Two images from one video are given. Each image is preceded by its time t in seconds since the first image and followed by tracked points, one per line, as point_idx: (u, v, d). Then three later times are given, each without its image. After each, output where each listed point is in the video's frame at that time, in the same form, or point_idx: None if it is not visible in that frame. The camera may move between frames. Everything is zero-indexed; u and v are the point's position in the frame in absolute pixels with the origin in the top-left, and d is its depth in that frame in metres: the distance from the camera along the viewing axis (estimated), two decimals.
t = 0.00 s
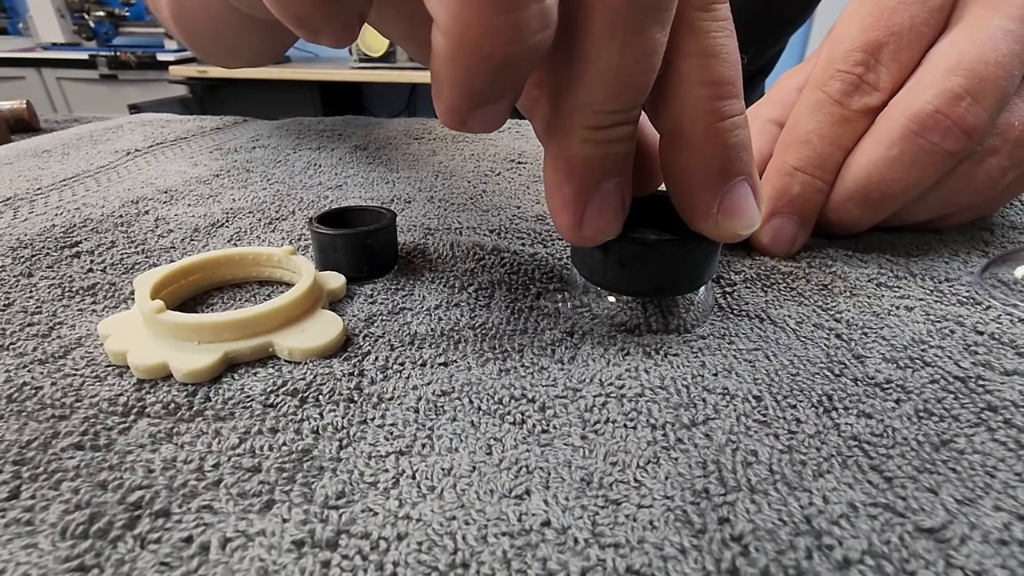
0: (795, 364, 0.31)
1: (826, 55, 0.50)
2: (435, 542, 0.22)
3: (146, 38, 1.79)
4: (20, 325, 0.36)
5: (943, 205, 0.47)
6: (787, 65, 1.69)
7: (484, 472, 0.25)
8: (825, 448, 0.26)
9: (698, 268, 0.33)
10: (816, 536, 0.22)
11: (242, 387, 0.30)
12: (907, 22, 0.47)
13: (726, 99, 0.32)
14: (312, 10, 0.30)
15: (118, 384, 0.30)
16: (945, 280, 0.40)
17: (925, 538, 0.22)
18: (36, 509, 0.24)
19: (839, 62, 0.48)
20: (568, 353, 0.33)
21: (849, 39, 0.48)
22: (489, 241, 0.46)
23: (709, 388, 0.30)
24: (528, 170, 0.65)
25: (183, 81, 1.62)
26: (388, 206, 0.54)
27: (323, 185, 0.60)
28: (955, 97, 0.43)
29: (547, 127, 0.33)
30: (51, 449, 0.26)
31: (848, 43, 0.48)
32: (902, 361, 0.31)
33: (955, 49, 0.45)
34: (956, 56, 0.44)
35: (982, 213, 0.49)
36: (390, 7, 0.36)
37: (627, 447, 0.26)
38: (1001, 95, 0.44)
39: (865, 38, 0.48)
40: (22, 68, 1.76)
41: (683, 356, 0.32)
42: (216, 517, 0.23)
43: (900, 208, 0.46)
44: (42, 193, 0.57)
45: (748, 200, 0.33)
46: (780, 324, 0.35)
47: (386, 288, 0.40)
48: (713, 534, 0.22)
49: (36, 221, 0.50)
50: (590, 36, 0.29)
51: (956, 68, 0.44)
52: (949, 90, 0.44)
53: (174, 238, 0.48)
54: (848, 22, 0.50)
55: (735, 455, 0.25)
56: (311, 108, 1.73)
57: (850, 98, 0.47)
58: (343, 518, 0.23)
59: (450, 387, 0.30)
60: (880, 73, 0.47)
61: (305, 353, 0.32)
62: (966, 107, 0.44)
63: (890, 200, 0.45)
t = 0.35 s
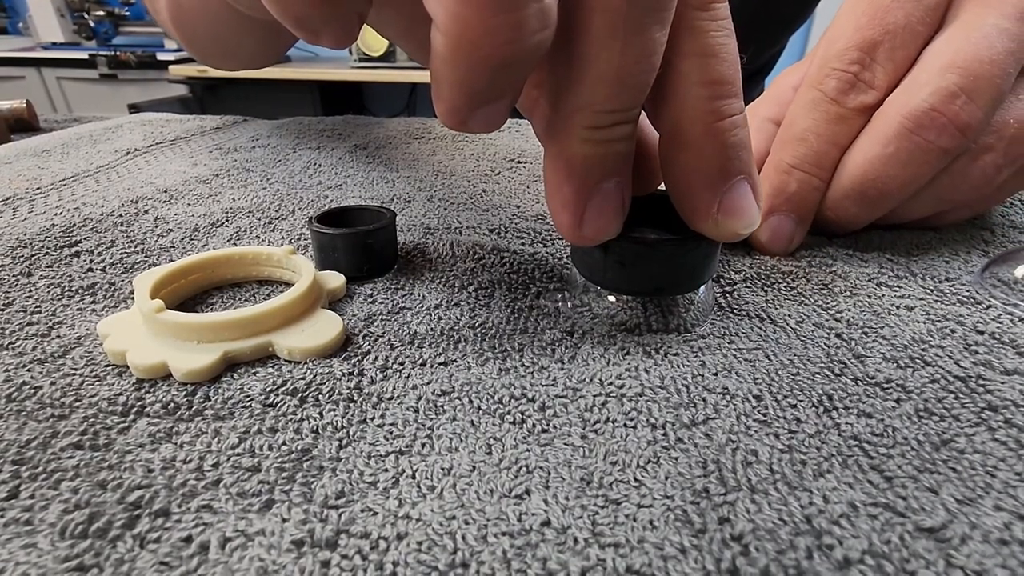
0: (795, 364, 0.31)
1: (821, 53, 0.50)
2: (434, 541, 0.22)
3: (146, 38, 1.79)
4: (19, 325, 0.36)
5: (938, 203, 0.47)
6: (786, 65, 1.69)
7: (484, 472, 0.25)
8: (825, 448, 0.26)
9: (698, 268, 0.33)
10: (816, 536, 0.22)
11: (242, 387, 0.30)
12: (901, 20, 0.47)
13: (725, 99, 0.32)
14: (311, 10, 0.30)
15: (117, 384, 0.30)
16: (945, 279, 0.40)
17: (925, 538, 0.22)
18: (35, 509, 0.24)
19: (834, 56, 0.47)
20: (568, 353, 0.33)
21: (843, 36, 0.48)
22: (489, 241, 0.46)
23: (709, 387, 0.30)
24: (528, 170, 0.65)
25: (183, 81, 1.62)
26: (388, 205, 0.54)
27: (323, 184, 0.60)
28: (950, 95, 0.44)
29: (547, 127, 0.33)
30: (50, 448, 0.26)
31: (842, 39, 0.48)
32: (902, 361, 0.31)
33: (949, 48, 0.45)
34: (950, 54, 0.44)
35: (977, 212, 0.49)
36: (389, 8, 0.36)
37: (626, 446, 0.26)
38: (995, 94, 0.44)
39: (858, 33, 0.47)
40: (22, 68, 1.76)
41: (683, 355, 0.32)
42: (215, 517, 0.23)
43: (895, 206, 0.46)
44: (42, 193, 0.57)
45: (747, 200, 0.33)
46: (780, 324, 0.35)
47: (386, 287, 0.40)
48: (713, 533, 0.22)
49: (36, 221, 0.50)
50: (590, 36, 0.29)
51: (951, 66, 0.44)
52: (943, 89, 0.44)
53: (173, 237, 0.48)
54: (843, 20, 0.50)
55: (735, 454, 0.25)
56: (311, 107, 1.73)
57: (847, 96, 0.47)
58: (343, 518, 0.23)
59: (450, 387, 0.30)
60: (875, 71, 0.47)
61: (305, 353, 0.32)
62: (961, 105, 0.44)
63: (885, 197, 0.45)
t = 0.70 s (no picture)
0: (796, 364, 0.31)
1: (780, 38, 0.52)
2: (435, 542, 0.22)
3: (147, 38, 1.79)
4: (18, 324, 0.36)
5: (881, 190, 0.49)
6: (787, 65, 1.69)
7: (484, 472, 0.25)
8: (825, 448, 0.26)
9: (698, 268, 0.33)
10: (816, 536, 0.22)
11: (241, 387, 0.30)
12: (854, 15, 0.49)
13: (726, 98, 0.32)
14: (312, 7, 0.30)
15: (117, 384, 0.30)
16: (947, 279, 0.40)
17: (926, 539, 0.22)
18: (34, 509, 0.23)
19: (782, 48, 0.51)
20: (568, 353, 0.33)
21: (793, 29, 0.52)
22: (489, 240, 0.46)
23: (710, 387, 0.30)
24: (528, 169, 0.65)
25: (183, 81, 1.62)
26: (388, 205, 0.54)
27: (323, 184, 0.60)
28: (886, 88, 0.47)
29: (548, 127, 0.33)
30: (49, 448, 0.26)
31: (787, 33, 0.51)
32: (903, 361, 0.31)
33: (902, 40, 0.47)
34: (888, 50, 0.47)
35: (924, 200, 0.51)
36: (390, 8, 0.36)
37: (627, 446, 0.26)
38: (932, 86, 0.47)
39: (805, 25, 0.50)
40: (22, 68, 1.76)
41: (683, 355, 0.32)
42: (215, 517, 0.23)
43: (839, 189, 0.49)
44: (41, 192, 0.57)
45: (747, 199, 0.33)
46: (780, 323, 0.35)
47: (386, 287, 0.40)
48: (714, 533, 0.22)
49: (35, 221, 0.50)
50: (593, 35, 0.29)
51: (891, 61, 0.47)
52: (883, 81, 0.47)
53: (173, 237, 0.48)
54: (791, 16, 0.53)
55: (735, 454, 0.25)
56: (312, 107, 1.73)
57: (799, 82, 0.50)
58: (343, 518, 0.23)
59: (450, 387, 0.30)
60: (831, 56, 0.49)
61: (304, 353, 0.32)
62: (895, 98, 0.47)
63: (827, 181, 0.49)
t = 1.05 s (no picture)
0: (795, 363, 0.31)
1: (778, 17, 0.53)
2: (435, 541, 0.22)
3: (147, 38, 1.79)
4: (19, 323, 0.36)
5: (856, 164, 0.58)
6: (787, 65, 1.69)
7: (484, 471, 0.25)
8: (825, 448, 0.26)
9: (699, 267, 0.33)
10: (816, 535, 0.22)
11: (242, 386, 0.30)
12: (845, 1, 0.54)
13: (736, 100, 0.32)
14: None
15: (117, 383, 0.30)
16: (947, 279, 0.40)
17: (926, 538, 0.22)
18: (34, 508, 0.23)
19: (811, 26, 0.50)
20: (568, 352, 0.33)
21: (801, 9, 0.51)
22: (489, 240, 0.46)
23: (710, 387, 0.30)
24: (528, 169, 0.64)
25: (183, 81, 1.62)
26: (388, 204, 0.54)
27: (323, 183, 0.60)
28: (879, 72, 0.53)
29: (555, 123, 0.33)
30: (49, 447, 0.26)
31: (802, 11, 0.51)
32: (903, 361, 0.31)
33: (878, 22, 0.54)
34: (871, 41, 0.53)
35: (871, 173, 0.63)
36: None
37: (627, 446, 0.26)
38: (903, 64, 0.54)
39: (824, 2, 0.49)
40: (22, 68, 1.76)
41: (683, 355, 0.32)
42: (215, 516, 0.23)
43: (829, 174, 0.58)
44: (42, 191, 0.57)
45: (750, 200, 0.33)
46: (780, 323, 0.35)
47: (385, 287, 0.40)
48: (714, 533, 0.22)
49: (36, 220, 0.50)
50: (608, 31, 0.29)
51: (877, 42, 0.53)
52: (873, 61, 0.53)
53: (173, 236, 0.48)
54: None
55: (736, 454, 0.25)
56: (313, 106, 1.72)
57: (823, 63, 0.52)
58: (343, 517, 0.23)
59: (450, 386, 0.30)
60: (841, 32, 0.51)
61: (304, 352, 0.32)
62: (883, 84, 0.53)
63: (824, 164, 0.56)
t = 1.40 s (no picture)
0: (796, 363, 0.31)
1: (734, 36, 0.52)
2: (435, 540, 0.22)
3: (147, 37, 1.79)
4: (19, 323, 0.36)
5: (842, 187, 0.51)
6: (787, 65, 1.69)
7: (484, 470, 0.25)
8: (825, 447, 0.26)
9: (698, 267, 0.33)
10: (816, 535, 0.22)
11: (242, 386, 0.30)
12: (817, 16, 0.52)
13: (749, 100, 0.31)
14: None
15: (117, 382, 0.30)
16: (948, 279, 0.40)
17: (926, 538, 0.22)
18: (34, 507, 0.23)
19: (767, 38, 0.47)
20: (568, 352, 0.33)
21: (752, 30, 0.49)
22: (489, 239, 0.46)
23: (709, 386, 0.30)
24: (528, 168, 0.64)
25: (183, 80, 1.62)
26: (388, 204, 0.54)
27: (323, 183, 0.60)
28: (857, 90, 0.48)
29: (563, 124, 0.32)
30: (49, 447, 0.26)
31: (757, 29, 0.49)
32: (904, 361, 0.31)
33: (853, 36, 0.50)
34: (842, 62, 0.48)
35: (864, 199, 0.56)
36: None
37: (626, 445, 0.26)
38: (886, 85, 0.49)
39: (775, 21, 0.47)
40: (22, 68, 1.76)
41: (683, 354, 0.32)
42: (215, 515, 0.23)
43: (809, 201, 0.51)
44: (41, 190, 0.57)
45: (753, 201, 0.33)
46: (780, 323, 0.35)
47: (385, 287, 0.40)
48: (714, 532, 0.22)
49: (36, 219, 0.50)
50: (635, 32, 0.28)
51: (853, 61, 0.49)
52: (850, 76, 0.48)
53: (173, 236, 0.48)
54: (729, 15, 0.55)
55: (735, 453, 0.25)
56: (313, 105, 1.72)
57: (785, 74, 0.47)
58: (343, 516, 0.23)
59: (450, 385, 0.30)
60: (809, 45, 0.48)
61: (304, 352, 0.32)
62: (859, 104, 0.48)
63: (801, 189, 0.49)
